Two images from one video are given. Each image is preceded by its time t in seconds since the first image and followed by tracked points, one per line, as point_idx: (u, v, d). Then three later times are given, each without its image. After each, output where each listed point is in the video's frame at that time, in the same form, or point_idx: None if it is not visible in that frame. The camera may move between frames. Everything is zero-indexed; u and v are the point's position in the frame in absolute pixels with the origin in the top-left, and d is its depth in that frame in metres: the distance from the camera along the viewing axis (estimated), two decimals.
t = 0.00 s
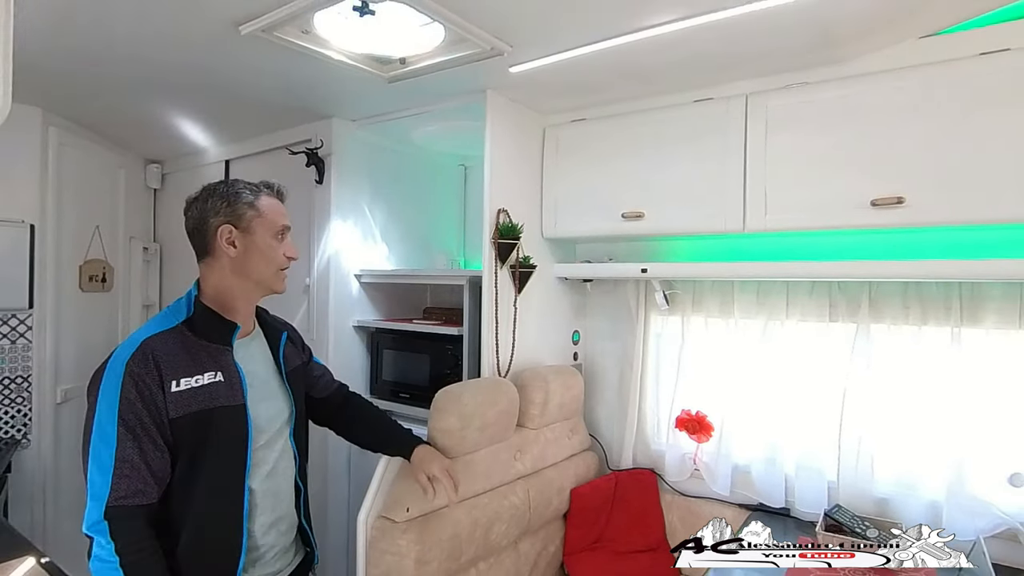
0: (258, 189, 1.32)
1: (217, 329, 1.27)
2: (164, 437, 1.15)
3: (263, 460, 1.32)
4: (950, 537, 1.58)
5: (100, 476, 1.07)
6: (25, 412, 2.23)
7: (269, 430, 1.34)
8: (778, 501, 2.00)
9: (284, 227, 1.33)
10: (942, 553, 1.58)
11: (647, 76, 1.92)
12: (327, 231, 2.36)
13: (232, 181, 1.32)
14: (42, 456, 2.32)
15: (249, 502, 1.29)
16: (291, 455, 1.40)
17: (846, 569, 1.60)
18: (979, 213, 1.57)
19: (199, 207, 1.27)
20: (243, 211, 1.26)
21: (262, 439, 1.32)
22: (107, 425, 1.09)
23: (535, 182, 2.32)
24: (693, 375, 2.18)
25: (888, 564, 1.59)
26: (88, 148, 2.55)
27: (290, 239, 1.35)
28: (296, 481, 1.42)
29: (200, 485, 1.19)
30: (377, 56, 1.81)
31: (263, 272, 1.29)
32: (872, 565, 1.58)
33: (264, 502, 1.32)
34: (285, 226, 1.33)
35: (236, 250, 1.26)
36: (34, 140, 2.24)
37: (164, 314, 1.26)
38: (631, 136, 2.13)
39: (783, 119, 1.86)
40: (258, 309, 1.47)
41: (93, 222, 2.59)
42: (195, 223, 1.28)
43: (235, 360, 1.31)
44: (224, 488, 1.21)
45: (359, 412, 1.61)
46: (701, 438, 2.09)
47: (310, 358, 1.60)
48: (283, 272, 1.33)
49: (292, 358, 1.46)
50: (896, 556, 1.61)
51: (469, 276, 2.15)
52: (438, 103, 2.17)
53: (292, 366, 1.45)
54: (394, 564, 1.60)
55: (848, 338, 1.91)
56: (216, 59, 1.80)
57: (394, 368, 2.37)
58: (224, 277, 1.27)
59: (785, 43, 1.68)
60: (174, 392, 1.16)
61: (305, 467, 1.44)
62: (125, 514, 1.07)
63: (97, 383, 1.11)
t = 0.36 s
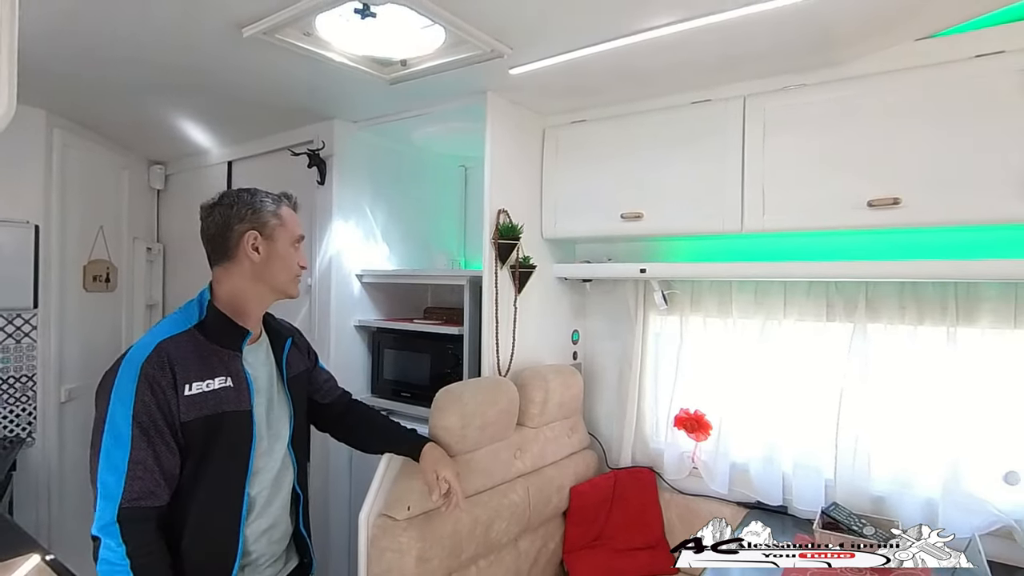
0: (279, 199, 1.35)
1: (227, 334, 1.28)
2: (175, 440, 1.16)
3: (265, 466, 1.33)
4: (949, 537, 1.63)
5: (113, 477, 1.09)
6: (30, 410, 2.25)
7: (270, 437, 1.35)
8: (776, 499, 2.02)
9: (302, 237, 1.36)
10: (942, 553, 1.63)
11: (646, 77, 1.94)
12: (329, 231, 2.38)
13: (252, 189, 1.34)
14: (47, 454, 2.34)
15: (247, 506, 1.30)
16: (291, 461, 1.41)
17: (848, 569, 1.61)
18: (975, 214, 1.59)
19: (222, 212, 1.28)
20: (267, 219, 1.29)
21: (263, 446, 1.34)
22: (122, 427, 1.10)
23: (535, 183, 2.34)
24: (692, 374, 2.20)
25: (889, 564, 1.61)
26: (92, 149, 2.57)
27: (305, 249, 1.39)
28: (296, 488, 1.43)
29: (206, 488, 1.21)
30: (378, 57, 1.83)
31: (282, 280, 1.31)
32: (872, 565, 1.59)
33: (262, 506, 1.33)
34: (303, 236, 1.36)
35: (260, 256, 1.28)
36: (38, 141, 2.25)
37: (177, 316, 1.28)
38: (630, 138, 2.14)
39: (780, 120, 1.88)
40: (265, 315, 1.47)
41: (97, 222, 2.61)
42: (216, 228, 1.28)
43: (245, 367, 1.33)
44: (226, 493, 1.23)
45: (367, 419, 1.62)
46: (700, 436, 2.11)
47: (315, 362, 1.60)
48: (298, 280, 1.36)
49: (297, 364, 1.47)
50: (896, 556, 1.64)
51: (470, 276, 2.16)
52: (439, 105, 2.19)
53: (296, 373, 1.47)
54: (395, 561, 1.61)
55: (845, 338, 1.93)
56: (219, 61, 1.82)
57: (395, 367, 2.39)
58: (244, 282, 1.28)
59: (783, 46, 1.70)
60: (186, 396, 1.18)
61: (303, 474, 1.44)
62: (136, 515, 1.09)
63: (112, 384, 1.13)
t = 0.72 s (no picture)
0: (282, 203, 1.37)
1: (223, 332, 1.30)
2: (172, 438, 1.18)
3: (264, 463, 1.34)
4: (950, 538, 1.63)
5: (112, 476, 1.11)
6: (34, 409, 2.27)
7: (269, 433, 1.36)
8: (774, 497, 2.04)
9: (303, 241, 1.38)
10: (942, 553, 1.64)
11: (646, 79, 1.96)
12: (330, 232, 2.39)
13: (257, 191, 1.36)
14: (51, 452, 2.36)
15: (246, 502, 1.31)
16: (291, 459, 1.42)
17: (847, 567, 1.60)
18: (970, 215, 1.60)
19: (226, 213, 1.30)
20: (269, 222, 1.30)
21: (261, 442, 1.34)
22: (118, 427, 1.12)
23: (535, 184, 2.36)
24: (691, 373, 2.21)
25: (889, 564, 1.61)
26: (96, 150, 2.59)
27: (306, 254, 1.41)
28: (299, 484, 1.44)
29: (202, 486, 1.22)
30: (379, 60, 1.84)
31: (280, 282, 1.33)
32: (873, 565, 1.60)
33: (262, 503, 1.35)
34: (304, 240, 1.38)
35: (260, 257, 1.29)
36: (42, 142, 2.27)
37: (173, 317, 1.29)
38: (630, 139, 2.16)
39: (778, 122, 1.90)
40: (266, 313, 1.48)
41: (101, 222, 2.63)
42: (219, 228, 1.30)
43: (240, 364, 1.34)
44: (225, 488, 1.24)
45: (370, 418, 1.63)
46: (698, 435, 2.11)
47: (320, 362, 1.62)
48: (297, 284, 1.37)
49: (297, 361, 1.49)
50: (896, 556, 1.64)
51: (470, 276, 2.18)
52: (439, 106, 2.21)
53: (297, 370, 1.48)
54: (396, 559, 1.62)
55: (842, 337, 1.95)
56: (222, 63, 1.83)
57: (396, 366, 2.41)
58: (243, 282, 1.30)
59: (780, 48, 1.72)
60: (180, 395, 1.20)
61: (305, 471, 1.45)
62: (137, 512, 1.11)
63: (107, 386, 1.15)
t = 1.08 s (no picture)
0: (278, 200, 1.37)
1: (238, 331, 1.32)
2: (193, 435, 1.20)
3: (275, 460, 1.37)
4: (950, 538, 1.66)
5: (137, 473, 1.13)
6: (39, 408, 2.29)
7: (279, 431, 1.39)
8: (771, 495, 2.05)
9: (300, 237, 1.37)
10: (942, 553, 1.66)
11: (645, 81, 1.97)
12: (332, 232, 2.41)
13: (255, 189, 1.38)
14: (56, 451, 2.38)
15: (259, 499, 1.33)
16: (297, 456, 1.44)
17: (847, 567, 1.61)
18: (965, 216, 1.62)
19: (221, 215, 1.34)
20: (261, 219, 1.32)
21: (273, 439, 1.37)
22: (142, 424, 1.14)
23: (535, 184, 2.37)
24: (689, 372, 2.23)
25: (888, 564, 1.63)
26: (100, 151, 2.60)
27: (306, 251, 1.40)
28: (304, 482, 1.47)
29: (222, 482, 1.24)
30: (381, 62, 1.86)
31: (276, 279, 1.33)
32: (873, 564, 1.61)
33: (274, 498, 1.37)
34: (302, 237, 1.37)
35: (252, 255, 1.31)
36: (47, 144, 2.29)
37: (187, 314, 1.31)
38: (629, 140, 2.18)
39: (776, 124, 1.91)
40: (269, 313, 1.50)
41: (105, 223, 2.65)
42: (216, 231, 1.34)
43: (254, 363, 1.36)
44: (243, 485, 1.27)
45: (371, 416, 1.65)
46: (696, 434, 2.14)
47: (319, 360, 1.63)
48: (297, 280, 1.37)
49: (299, 361, 1.51)
50: (896, 556, 1.65)
51: (471, 277, 2.20)
52: (440, 108, 2.23)
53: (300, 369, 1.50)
54: (397, 556, 1.64)
55: (839, 337, 1.97)
56: (225, 65, 1.85)
57: (397, 366, 2.42)
58: (237, 281, 1.32)
59: (778, 50, 1.73)
60: (201, 392, 1.22)
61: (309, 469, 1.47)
62: (161, 507, 1.13)
63: (129, 383, 1.16)
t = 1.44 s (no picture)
0: (251, 204, 1.38)
1: (239, 332, 1.34)
2: (190, 432, 1.21)
3: (274, 460, 1.37)
4: (950, 538, 1.67)
5: (133, 466, 1.14)
6: (43, 407, 2.31)
7: (280, 432, 1.39)
8: (769, 493, 2.07)
9: (263, 238, 1.35)
10: (942, 554, 1.67)
11: (644, 83, 1.99)
12: (334, 232, 2.43)
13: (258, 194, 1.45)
14: (60, 449, 2.40)
15: (255, 499, 1.33)
16: (299, 457, 1.45)
17: (847, 568, 1.61)
18: (961, 216, 1.63)
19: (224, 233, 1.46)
20: (228, 229, 1.36)
21: (273, 439, 1.37)
22: (139, 419, 1.16)
23: (535, 185, 2.39)
24: (688, 372, 2.25)
25: (888, 564, 1.64)
26: (103, 152, 2.62)
27: (279, 252, 1.36)
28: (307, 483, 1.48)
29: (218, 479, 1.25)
30: (382, 64, 1.88)
31: (243, 284, 1.34)
32: (872, 565, 1.63)
33: (271, 498, 1.37)
34: (265, 237, 1.34)
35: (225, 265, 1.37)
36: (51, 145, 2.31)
37: (191, 317, 1.34)
38: (628, 141, 2.20)
39: (774, 125, 1.93)
40: (281, 317, 1.54)
41: (108, 223, 2.66)
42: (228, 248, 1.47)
43: (255, 364, 1.38)
44: (238, 483, 1.27)
45: (374, 415, 1.67)
46: (695, 432, 2.16)
47: (330, 364, 1.65)
48: (265, 284, 1.34)
49: (310, 364, 1.53)
50: (896, 556, 1.67)
51: (471, 277, 2.22)
52: (440, 109, 2.25)
53: (310, 372, 1.52)
54: (398, 554, 1.65)
55: (836, 336, 1.98)
56: (228, 67, 1.87)
57: (397, 365, 2.44)
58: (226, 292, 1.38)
59: (776, 52, 1.75)
60: (197, 390, 1.23)
61: (313, 471, 1.48)
62: (155, 500, 1.14)
63: (129, 380, 1.19)
